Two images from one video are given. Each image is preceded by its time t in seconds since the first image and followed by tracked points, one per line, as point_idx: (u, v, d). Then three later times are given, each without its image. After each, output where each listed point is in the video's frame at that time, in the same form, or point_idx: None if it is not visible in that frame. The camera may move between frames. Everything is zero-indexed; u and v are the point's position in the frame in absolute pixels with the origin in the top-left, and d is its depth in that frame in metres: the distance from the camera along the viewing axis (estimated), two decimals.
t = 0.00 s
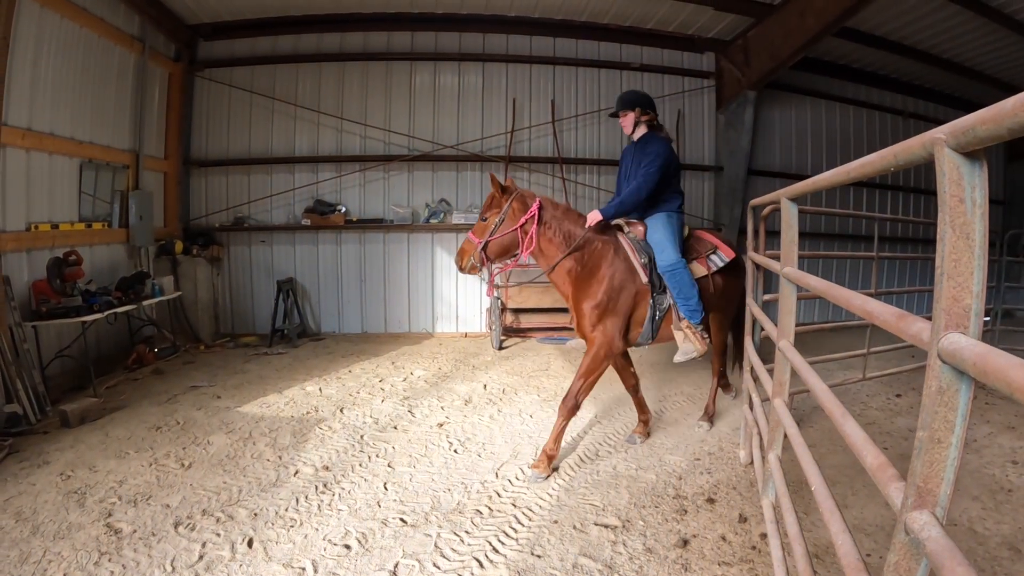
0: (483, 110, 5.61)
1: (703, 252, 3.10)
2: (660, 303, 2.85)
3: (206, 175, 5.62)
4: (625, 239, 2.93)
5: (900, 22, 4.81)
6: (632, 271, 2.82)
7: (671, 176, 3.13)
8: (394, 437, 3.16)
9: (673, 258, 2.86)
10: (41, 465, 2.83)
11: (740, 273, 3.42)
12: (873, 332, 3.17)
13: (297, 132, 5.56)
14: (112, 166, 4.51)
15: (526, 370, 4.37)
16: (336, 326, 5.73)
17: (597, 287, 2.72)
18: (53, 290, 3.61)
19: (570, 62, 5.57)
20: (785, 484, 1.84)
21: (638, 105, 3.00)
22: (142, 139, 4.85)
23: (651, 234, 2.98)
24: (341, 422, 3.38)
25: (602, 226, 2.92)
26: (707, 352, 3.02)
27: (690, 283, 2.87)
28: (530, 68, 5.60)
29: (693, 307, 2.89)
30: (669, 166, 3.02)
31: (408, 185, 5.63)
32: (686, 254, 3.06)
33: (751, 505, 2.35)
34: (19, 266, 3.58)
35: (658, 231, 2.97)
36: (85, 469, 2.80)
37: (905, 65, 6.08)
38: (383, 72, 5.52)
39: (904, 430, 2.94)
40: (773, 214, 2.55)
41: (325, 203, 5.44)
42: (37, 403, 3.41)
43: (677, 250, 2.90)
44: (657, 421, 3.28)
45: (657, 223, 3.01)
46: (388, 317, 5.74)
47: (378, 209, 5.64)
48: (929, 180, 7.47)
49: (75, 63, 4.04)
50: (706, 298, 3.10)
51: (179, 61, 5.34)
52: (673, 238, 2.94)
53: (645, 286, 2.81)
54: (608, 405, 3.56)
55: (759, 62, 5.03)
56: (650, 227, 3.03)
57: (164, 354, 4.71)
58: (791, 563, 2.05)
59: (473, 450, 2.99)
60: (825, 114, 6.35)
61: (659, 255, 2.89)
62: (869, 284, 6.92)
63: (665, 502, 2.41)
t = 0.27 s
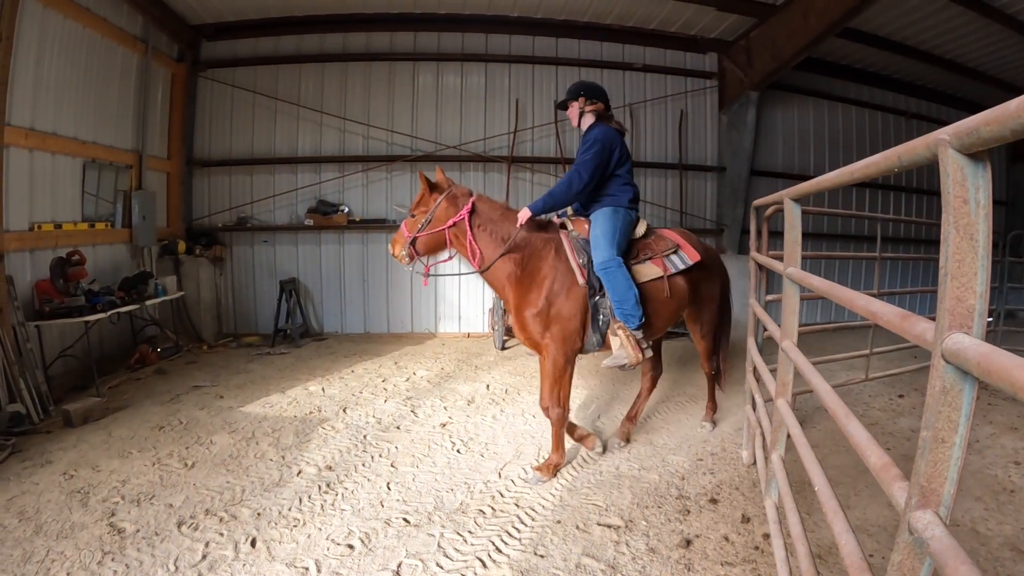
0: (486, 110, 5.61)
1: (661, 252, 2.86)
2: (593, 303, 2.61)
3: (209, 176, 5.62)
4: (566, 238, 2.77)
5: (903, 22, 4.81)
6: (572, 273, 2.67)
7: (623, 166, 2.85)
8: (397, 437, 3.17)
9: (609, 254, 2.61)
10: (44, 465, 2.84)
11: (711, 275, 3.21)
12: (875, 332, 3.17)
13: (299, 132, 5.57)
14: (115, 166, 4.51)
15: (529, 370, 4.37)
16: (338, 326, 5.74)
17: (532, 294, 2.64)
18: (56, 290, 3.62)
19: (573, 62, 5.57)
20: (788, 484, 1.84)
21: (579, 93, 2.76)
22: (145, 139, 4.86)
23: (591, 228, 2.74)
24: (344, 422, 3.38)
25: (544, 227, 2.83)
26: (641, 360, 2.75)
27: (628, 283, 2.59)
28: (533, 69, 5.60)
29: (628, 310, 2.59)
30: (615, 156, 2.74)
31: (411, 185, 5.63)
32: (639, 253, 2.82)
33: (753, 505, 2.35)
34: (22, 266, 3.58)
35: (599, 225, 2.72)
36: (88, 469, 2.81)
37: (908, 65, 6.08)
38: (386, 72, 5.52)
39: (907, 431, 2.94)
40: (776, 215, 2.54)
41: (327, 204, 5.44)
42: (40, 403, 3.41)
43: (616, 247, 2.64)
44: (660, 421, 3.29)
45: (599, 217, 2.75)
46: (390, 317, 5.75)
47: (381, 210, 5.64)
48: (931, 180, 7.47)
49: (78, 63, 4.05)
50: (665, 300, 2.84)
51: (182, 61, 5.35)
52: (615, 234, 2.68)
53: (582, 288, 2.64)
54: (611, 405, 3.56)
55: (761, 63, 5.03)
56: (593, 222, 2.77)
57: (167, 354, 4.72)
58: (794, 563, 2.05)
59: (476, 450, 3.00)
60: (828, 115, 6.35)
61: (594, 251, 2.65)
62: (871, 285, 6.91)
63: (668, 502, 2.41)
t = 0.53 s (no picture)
0: (490, 111, 5.62)
1: (607, 251, 2.74)
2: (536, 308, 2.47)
3: (212, 175, 5.63)
4: (504, 237, 2.61)
5: (906, 23, 4.81)
6: (505, 275, 2.50)
7: (567, 160, 2.65)
8: (401, 437, 3.17)
9: (552, 257, 2.47)
10: (49, 464, 2.85)
11: (664, 275, 3.09)
12: (879, 333, 3.17)
13: (303, 133, 5.58)
14: (119, 166, 4.52)
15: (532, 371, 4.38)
16: (341, 326, 5.74)
17: (469, 301, 2.43)
18: (60, 290, 3.63)
19: (577, 63, 5.57)
20: (792, 483, 1.84)
21: (515, 84, 2.60)
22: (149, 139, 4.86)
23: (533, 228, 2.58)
24: (348, 422, 3.39)
25: (478, 224, 2.61)
26: (586, 368, 2.63)
27: (572, 287, 2.46)
28: (536, 69, 5.60)
29: (573, 316, 2.48)
30: (555, 149, 2.57)
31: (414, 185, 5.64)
32: (582, 253, 2.70)
33: (757, 505, 2.35)
34: (26, 265, 3.59)
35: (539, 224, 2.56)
36: (92, 468, 2.81)
37: (911, 65, 6.08)
38: (389, 73, 5.53)
39: (910, 431, 2.94)
40: (780, 215, 2.54)
41: (331, 204, 5.45)
42: (44, 402, 3.42)
43: (560, 249, 2.50)
44: (663, 421, 3.29)
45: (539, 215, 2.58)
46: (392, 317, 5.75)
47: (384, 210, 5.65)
48: (934, 181, 7.47)
49: (82, 63, 4.05)
50: (608, 303, 2.74)
51: (185, 62, 5.36)
52: (561, 234, 2.52)
53: (519, 291, 2.48)
54: (614, 405, 3.57)
55: (765, 63, 5.04)
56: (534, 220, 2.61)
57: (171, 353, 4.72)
58: (798, 562, 2.05)
59: (480, 450, 3.00)
60: (831, 115, 6.35)
61: (536, 253, 2.50)
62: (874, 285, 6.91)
63: (672, 502, 2.42)
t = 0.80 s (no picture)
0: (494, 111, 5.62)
1: (544, 251, 2.55)
2: (453, 311, 2.35)
3: (216, 175, 5.64)
4: (432, 237, 2.52)
5: (910, 23, 4.82)
6: (428, 276, 2.45)
7: (500, 154, 2.50)
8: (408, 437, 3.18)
9: (466, 255, 2.31)
10: (55, 463, 2.86)
11: (610, 275, 2.84)
12: (885, 333, 3.17)
13: (307, 133, 5.58)
14: (124, 165, 4.53)
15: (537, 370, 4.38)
16: (345, 326, 5.76)
17: (391, 302, 2.43)
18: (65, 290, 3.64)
19: (581, 63, 5.58)
20: (799, 482, 1.84)
21: (449, 76, 2.50)
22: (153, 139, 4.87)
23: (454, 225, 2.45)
24: (353, 421, 3.40)
25: (410, 224, 2.58)
26: (502, 377, 2.42)
27: (489, 289, 2.31)
28: (541, 69, 5.61)
29: (488, 319, 2.31)
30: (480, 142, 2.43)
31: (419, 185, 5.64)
32: (513, 253, 2.53)
33: (763, 505, 2.35)
34: (31, 265, 3.60)
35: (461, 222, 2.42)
36: (98, 467, 2.82)
37: (915, 65, 6.08)
38: (394, 73, 5.53)
39: (915, 431, 2.94)
40: (786, 214, 2.54)
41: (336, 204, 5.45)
42: (49, 402, 3.43)
43: (476, 246, 2.33)
44: (668, 421, 3.30)
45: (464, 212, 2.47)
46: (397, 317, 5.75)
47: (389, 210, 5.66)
48: (937, 181, 7.47)
49: (87, 63, 4.06)
50: (539, 309, 2.57)
51: (190, 61, 5.37)
52: (479, 230, 2.35)
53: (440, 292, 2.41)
54: (619, 405, 3.58)
55: (769, 63, 5.04)
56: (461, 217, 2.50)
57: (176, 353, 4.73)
58: (805, 561, 2.05)
59: (486, 449, 3.01)
60: (835, 115, 6.35)
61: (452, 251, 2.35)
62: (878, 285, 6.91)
63: (678, 501, 2.42)
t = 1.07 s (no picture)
0: (499, 111, 5.63)
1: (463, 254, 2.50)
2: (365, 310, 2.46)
3: (221, 175, 5.65)
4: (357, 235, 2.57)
5: (914, 22, 4.82)
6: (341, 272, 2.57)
7: (434, 157, 2.50)
8: (414, 437, 3.19)
9: (379, 258, 2.35)
10: (61, 463, 2.86)
11: (546, 278, 2.64)
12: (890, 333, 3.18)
13: (312, 133, 5.59)
14: (128, 165, 4.54)
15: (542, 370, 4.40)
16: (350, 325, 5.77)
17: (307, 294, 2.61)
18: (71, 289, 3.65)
19: (586, 62, 5.58)
20: (806, 480, 1.85)
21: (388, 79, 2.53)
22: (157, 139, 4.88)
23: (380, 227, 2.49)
24: (359, 421, 3.41)
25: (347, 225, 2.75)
26: (412, 383, 2.46)
27: (397, 291, 2.34)
28: (545, 69, 5.62)
29: (399, 322, 2.37)
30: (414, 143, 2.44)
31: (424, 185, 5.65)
32: (433, 254, 2.53)
33: (768, 504, 2.35)
34: (37, 265, 3.61)
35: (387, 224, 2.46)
36: (104, 466, 2.83)
37: (918, 65, 6.09)
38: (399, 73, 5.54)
39: (920, 431, 2.95)
40: (791, 215, 2.54)
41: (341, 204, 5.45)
42: (55, 401, 3.43)
43: (394, 249, 2.37)
44: (674, 420, 3.31)
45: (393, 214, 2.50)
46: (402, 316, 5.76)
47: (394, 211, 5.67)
48: (941, 180, 7.47)
49: (92, 63, 4.06)
50: (454, 313, 2.53)
51: (194, 62, 5.37)
52: (401, 233, 2.40)
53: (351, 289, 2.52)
54: (624, 405, 3.59)
55: (774, 62, 5.05)
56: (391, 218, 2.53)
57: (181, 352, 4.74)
58: (811, 561, 2.06)
59: (491, 449, 3.03)
60: (838, 114, 6.35)
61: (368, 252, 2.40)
62: (882, 285, 6.91)
63: (684, 500, 2.43)
